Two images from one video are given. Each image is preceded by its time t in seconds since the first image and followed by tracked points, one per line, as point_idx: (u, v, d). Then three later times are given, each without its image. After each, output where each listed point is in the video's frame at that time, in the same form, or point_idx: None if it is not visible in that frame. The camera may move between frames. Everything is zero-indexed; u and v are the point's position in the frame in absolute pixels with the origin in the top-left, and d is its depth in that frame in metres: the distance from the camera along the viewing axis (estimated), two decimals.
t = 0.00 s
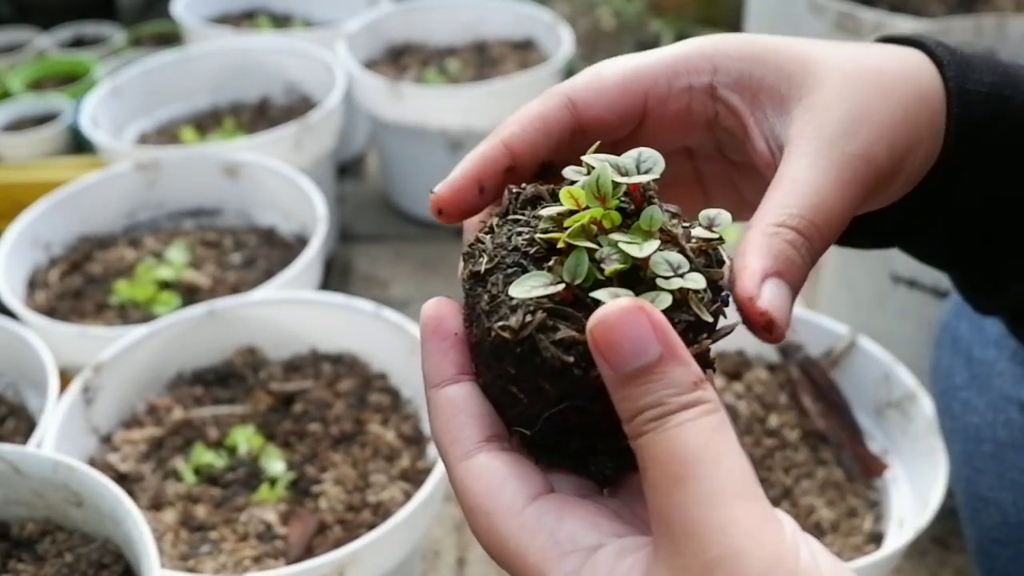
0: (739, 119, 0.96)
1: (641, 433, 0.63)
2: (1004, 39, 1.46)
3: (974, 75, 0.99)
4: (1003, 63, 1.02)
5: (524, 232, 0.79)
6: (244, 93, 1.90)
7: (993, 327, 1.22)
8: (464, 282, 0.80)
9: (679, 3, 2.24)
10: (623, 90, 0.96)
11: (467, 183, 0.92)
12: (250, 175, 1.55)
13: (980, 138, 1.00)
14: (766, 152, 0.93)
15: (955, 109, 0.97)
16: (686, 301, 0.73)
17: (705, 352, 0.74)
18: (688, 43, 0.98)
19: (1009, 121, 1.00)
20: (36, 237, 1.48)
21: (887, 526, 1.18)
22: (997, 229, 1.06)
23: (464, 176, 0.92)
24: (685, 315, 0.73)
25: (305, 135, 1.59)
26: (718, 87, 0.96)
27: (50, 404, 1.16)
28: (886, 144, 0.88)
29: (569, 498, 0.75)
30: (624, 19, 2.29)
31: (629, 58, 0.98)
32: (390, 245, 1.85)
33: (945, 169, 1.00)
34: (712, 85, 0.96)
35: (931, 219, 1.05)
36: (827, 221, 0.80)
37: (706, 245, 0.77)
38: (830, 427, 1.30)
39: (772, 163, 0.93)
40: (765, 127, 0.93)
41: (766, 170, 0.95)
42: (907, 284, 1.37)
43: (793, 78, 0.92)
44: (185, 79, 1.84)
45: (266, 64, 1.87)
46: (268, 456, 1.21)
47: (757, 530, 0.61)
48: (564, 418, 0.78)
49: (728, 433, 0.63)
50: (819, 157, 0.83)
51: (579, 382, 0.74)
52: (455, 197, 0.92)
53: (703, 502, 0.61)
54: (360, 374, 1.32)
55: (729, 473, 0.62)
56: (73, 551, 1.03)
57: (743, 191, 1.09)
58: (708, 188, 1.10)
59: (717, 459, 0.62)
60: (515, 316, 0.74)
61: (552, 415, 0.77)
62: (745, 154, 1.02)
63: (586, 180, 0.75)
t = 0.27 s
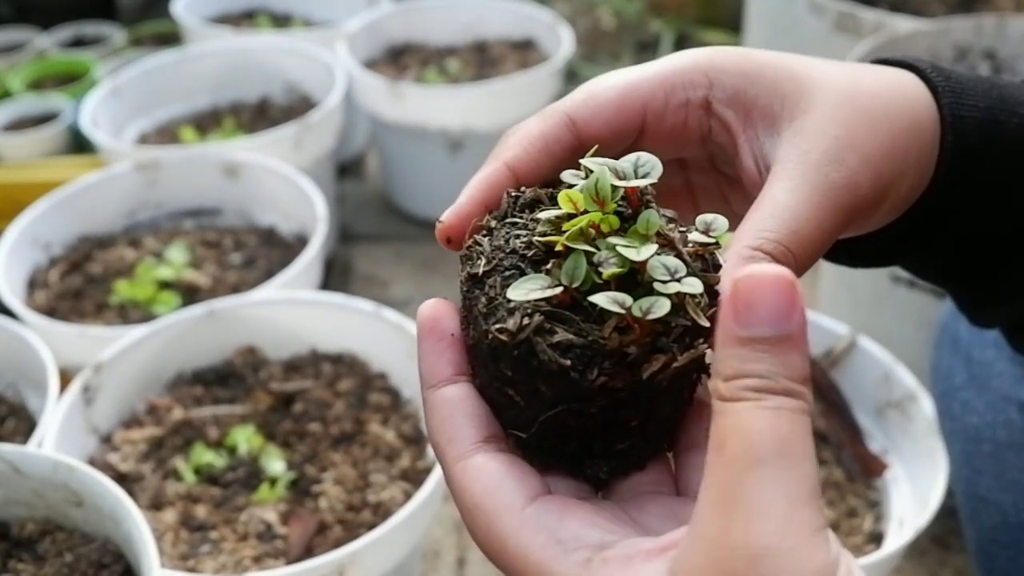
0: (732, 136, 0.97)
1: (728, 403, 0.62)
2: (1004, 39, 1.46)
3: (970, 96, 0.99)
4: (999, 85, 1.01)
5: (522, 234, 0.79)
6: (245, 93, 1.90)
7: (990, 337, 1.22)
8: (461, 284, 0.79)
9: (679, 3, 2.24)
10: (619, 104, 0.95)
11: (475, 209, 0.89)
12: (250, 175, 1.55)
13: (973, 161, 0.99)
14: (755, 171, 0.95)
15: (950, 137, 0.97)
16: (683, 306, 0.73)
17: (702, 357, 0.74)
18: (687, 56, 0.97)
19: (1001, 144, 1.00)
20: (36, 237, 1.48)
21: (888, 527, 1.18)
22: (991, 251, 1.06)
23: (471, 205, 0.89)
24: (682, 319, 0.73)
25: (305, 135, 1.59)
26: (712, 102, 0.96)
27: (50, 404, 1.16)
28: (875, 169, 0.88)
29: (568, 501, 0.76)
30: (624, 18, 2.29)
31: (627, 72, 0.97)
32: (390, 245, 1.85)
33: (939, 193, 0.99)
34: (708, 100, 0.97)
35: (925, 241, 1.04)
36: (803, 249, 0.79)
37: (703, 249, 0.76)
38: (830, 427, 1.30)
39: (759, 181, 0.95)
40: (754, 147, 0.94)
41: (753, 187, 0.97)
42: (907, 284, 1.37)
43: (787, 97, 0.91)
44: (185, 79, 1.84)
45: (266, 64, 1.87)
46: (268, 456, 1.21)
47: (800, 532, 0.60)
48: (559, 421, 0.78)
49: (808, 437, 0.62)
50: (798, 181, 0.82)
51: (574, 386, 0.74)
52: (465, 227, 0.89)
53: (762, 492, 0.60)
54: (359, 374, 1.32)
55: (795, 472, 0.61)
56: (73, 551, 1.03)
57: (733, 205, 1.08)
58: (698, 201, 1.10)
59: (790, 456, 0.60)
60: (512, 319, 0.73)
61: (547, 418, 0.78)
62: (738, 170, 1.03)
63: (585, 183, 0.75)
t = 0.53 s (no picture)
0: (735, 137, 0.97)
1: (713, 429, 0.66)
2: (1004, 39, 1.46)
3: (973, 98, 0.99)
4: (1001, 87, 1.01)
5: (526, 240, 0.78)
6: (245, 93, 1.90)
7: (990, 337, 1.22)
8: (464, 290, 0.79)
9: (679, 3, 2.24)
10: (622, 104, 0.95)
11: (483, 213, 0.88)
12: (250, 175, 1.55)
13: (977, 164, 0.99)
14: (756, 172, 0.95)
15: (953, 139, 0.97)
16: (684, 317, 0.73)
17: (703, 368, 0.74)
18: (690, 55, 0.97)
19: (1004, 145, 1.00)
20: (36, 236, 1.48)
21: (887, 526, 1.18)
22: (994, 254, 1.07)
23: (480, 208, 0.88)
24: (683, 332, 0.73)
25: (305, 135, 1.59)
26: (715, 103, 0.96)
27: (50, 404, 1.16)
28: (878, 173, 0.88)
29: (567, 506, 0.77)
30: (624, 18, 2.28)
31: (630, 71, 0.97)
32: (390, 244, 1.85)
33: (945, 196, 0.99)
34: (710, 101, 0.97)
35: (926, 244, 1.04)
36: (806, 251, 0.79)
37: (706, 258, 0.76)
38: (830, 426, 1.30)
39: (762, 182, 0.95)
40: (755, 149, 0.94)
41: (755, 188, 0.97)
42: (907, 284, 1.37)
43: (790, 98, 0.91)
44: (185, 79, 1.84)
45: (266, 64, 1.87)
46: (269, 456, 1.21)
47: (787, 537, 0.60)
48: (559, 429, 0.78)
49: (792, 459, 0.64)
50: (801, 183, 0.82)
51: (574, 398, 0.74)
52: (473, 231, 0.88)
53: (747, 496, 0.61)
54: (360, 374, 1.32)
55: (781, 481, 0.62)
56: (73, 550, 1.03)
57: (734, 206, 1.09)
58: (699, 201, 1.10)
59: (774, 468, 0.63)
60: (512, 329, 0.73)
61: (546, 427, 0.78)
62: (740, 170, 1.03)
63: (589, 189, 0.74)
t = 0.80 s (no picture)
0: (734, 130, 0.97)
1: (725, 431, 0.67)
2: (1004, 40, 1.46)
3: (964, 84, 1.00)
4: (992, 75, 1.02)
5: (536, 232, 0.77)
6: (245, 93, 1.90)
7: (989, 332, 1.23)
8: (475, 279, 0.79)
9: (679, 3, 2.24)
10: (619, 100, 0.95)
11: (479, 206, 0.89)
12: (250, 175, 1.55)
13: (969, 148, 1.00)
14: (758, 163, 0.94)
15: (946, 124, 0.97)
16: (693, 308, 0.73)
17: (711, 361, 0.73)
18: (683, 52, 0.98)
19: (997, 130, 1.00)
20: (36, 236, 1.48)
21: (888, 527, 1.18)
22: (989, 240, 1.07)
23: (477, 202, 0.89)
24: (692, 322, 0.72)
25: (305, 135, 1.59)
26: (713, 98, 0.97)
27: (50, 404, 1.16)
28: (876, 162, 0.89)
29: (573, 495, 0.76)
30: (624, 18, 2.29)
31: (625, 69, 0.97)
32: (390, 245, 1.85)
33: (939, 180, 0.99)
34: (709, 96, 0.97)
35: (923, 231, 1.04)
36: (819, 236, 0.80)
37: (716, 251, 0.76)
38: (830, 427, 1.29)
39: (762, 175, 0.95)
40: (757, 141, 0.94)
41: (756, 182, 0.97)
42: (907, 285, 1.37)
43: (788, 92, 0.92)
44: (185, 79, 1.84)
45: (266, 64, 1.87)
46: (268, 456, 1.21)
47: (797, 530, 0.60)
48: (568, 420, 0.76)
49: (804, 461, 0.64)
50: (811, 172, 0.83)
51: (582, 386, 0.73)
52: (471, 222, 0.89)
53: (756, 489, 0.62)
54: (360, 374, 1.32)
55: (791, 477, 0.62)
56: (73, 550, 1.03)
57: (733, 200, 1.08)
58: (698, 198, 1.10)
59: (785, 466, 0.63)
60: (521, 316, 0.73)
61: (556, 415, 0.76)
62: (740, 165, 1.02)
63: (601, 182, 0.74)
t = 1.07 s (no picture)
0: (732, 129, 0.97)
1: (730, 415, 0.66)
2: (1004, 41, 1.46)
3: (961, 88, 0.99)
4: (989, 77, 1.02)
5: (549, 217, 0.77)
6: (245, 93, 1.90)
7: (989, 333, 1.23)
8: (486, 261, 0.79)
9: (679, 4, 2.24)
10: (619, 103, 0.95)
11: (492, 216, 0.87)
12: (250, 175, 1.55)
13: (965, 153, 1.00)
14: (756, 164, 0.95)
15: (942, 126, 0.97)
16: (703, 290, 0.71)
17: (720, 344, 0.72)
18: (683, 52, 0.98)
19: (994, 134, 1.00)
20: (36, 236, 1.48)
21: (887, 528, 1.18)
22: (986, 244, 1.06)
23: (490, 208, 0.86)
24: (702, 304, 0.71)
25: (305, 135, 1.59)
26: (712, 98, 0.97)
27: (50, 404, 1.16)
28: (873, 163, 0.89)
29: (580, 475, 0.74)
30: (624, 19, 2.27)
31: (624, 71, 0.97)
32: (390, 245, 1.85)
33: (935, 183, 1.00)
34: (707, 96, 0.97)
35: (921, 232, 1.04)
36: (817, 234, 0.80)
37: (726, 237, 0.74)
38: (830, 428, 1.28)
39: (761, 174, 0.94)
40: (756, 139, 0.94)
41: (755, 182, 0.97)
42: (906, 286, 1.37)
43: (786, 91, 0.92)
44: (185, 79, 1.84)
45: (266, 64, 1.87)
46: (268, 456, 1.21)
47: (805, 504, 0.60)
48: (576, 402, 0.75)
49: (809, 444, 0.64)
50: (809, 170, 0.83)
51: (591, 366, 0.72)
52: (483, 236, 0.86)
53: (764, 466, 0.61)
54: (360, 374, 1.32)
55: (798, 457, 0.62)
56: (72, 550, 1.03)
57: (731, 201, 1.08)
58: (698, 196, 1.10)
59: (791, 445, 0.63)
60: (532, 295, 0.72)
61: (564, 397, 0.75)
62: (739, 166, 1.02)
63: (613, 168, 0.73)
